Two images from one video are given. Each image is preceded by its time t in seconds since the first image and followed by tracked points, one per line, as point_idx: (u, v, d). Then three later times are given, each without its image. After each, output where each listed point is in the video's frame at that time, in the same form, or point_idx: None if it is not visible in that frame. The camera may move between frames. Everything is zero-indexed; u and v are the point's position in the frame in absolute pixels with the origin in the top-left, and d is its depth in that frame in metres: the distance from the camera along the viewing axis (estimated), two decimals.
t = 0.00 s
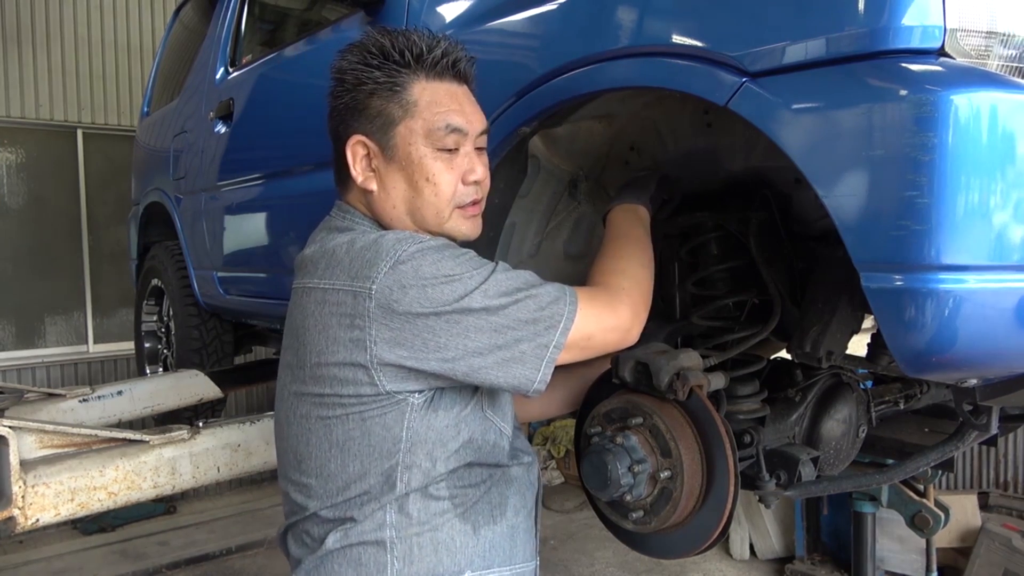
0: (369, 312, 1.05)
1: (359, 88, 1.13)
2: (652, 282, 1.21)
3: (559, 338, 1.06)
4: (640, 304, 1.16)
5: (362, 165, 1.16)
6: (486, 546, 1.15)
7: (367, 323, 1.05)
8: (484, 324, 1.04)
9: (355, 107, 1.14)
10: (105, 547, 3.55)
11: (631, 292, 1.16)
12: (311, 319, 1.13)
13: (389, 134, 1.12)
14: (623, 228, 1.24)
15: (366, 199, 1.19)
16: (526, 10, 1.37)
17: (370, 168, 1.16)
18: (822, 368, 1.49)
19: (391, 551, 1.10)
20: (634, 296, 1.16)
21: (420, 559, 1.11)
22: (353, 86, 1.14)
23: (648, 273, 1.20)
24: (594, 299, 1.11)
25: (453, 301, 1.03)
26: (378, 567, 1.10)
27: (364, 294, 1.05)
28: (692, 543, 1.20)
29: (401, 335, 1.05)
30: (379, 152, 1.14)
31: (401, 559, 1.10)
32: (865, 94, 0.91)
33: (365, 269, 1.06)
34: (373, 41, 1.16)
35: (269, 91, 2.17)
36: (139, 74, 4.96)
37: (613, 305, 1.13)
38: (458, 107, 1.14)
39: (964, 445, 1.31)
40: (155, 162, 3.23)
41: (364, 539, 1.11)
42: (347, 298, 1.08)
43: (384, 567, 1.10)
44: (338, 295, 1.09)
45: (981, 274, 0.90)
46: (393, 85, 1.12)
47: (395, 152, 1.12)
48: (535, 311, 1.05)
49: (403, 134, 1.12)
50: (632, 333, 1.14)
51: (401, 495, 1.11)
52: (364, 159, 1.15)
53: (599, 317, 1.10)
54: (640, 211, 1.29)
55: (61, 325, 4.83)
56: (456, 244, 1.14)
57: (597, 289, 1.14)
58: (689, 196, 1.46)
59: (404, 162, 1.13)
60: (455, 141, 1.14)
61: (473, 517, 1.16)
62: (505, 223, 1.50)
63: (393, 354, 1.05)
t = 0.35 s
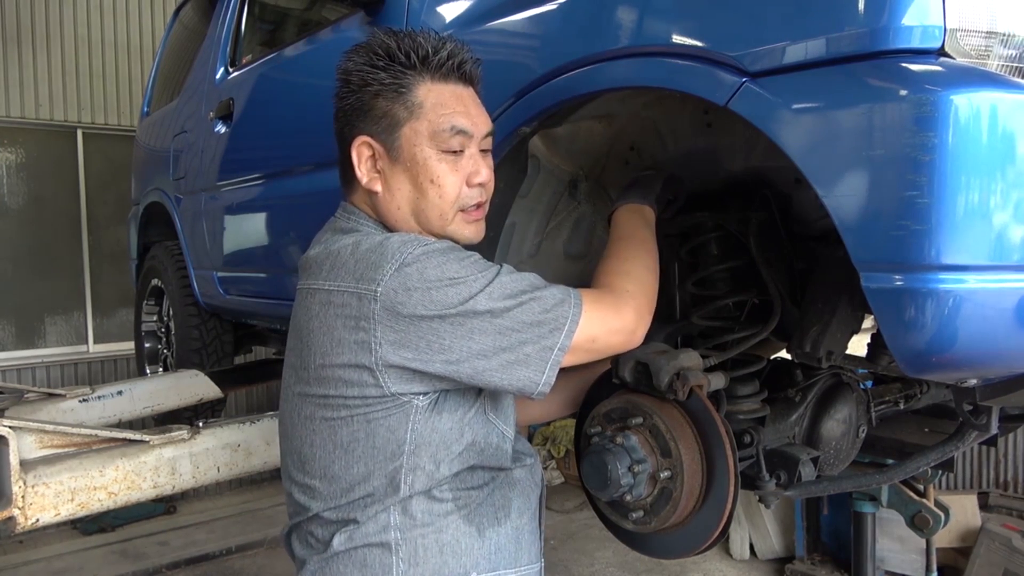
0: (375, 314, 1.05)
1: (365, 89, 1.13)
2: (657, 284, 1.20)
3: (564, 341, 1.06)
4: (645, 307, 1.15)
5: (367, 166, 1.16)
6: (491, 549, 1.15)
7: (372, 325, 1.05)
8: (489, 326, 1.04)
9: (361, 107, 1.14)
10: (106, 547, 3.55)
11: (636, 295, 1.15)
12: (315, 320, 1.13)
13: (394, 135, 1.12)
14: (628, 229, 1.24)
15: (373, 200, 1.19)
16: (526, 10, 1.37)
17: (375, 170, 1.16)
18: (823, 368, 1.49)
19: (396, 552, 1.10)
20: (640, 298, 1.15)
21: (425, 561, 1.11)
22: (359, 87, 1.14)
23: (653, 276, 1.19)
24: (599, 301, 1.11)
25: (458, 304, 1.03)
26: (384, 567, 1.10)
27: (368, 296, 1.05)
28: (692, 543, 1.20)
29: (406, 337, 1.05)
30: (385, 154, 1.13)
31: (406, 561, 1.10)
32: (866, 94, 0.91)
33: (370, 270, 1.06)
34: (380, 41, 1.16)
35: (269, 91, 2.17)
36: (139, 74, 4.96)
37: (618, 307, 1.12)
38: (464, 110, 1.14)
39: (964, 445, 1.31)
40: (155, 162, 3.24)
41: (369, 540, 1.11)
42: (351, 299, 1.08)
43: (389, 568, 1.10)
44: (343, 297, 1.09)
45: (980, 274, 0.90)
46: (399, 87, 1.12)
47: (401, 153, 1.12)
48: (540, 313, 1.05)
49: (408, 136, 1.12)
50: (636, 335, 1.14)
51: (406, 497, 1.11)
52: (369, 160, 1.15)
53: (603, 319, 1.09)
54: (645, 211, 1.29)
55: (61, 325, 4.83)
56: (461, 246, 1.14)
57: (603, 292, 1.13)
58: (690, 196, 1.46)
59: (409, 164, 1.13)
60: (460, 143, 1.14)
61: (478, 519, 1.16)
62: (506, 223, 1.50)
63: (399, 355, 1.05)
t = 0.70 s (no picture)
0: (375, 314, 1.05)
1: (365, 90, 1.13)
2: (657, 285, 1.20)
3: (563, 340, 1.06)
4: (645, 307, 1.15)
5: (367, 167, 1.16)
6: (492, 549, 1.15)
7: (373, 325, 1.06)
8: (489, 325, 1.04)
9: (360, 108, 1.14)
10: (105, 547, 3.55)
11: (636, 295, 1.15)
12: (315, 319, 1.13)
13: (394, 135, 1.12)
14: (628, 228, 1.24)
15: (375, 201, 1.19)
16: (526, 10, 1.37)
17: (375, 170, 1.16)
18: (823, 368, 1.49)
19: (398, 552, 1.10)
20: (640, 298, 1.15)
21: (426, 561, 1.11)
22: (359, 88, 1.14)
23: (654, 276, 1.19)
24: (599, 302, 1.10)
25: (457, 303, 1.03)
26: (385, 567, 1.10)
27: (368, 295, 1.05)
28: (692, 543, 1.20)
29: (406, 336, 1.05)
30: (385, 155, 1.14)
31: (407, 560, 1.10)
32: (865, 95, 0.91)
33: (370, 270, 1.06)
34: (380, 41, 1.16)
35: (269, 91, 2.17)
36: (139, 74, 4.96)
37: (618, 307, 1.12)
38: (464, 109, 1.14)
39: (964, 445, 1.31)
40: (155, 162, 3.24)
41: (370, 540, 1.11)
42: (351, 299, 1.08)
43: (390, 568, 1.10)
44: (343, 297, 1.09)
45: (980, 275, 0.90)
46: (399, 88, 1.12)
47: (400, 153, 1.13)
48: (539, 312, 1.05)
49: (407, 136, 1.12)
50: (636, 336, 1.14)
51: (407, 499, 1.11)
52: (369, 160, 1.15)
53: (604, 319, 1.09)
54: (646, 211, 1.29)
55: (61, 325, 4.83)
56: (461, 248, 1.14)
57: (602, 293, 1.13)
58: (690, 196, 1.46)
59: (409, 163, 1.13)
60: (460, 143, 1.14)
61: (479, 519, 1.16)
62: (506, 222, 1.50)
63: (399, 354, 1.05)
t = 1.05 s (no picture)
0: (370, 311, 1.05)
1: (368, 89, 1.13)
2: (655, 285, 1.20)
3: (559, 337, 1.06)
4: (642, 304, 1.15)
5: (366, 166, 1.15)
6: (492, 545, 1.15)
7: (367, 322, 1.06)
8: (484, 322, 1.04)
9: (362, 107, 1.14)
10: (105, 547, 3.55)
11: (633, 293, 1.15)
12: (310, 317, 1.13)
13: (395, 137, 1.12)
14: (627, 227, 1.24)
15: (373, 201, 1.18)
16: (526, 10, 1.37)
17: (373, 170, 1.15)
18: (823, 368, 1.49)
19: (396, 549, 1.10)
20: (636, 297, 1.15)
21: (425, 558, 1.11)
22: (362, 87, 1.14)
23: (652, 275, 1.19)
24: (595, 300, 1.11)
25: (452, 299, 1.03)
26: (384, 565, 1.10)
27: (363, 292, 1.05)
28: (692, 543, 1.20)
29: (401, 332, 1.05)
30: (385, 155, 1.13)
31: (406, 558, 1.10)
32: (865, 95, 0.91)
33: (365, 267, 1.06)
34: (385, 42, 1.16)
35: (269, 91, 2.17)
36: (139, 74, 4.96)
37: (615, 305, 1.12)
38: (466, 115, 1.14)
39: (964, 445, 1.31)
40: (155, 162, 3.24)
41: (368, 537, 1.11)
42: (346, 296, 1.08)
43: (389, 566, 1.10)
44: (338, 294, 1.09)
45: (980, 275, 0.90)
46: (403, 90, 1.12)
47: (401, 154, 1.13)
48: (535, 309, 1.05)
49: (409, 137, 1.12)
50: (633, 334, 1.14)
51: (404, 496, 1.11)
52: (369, 160, 1.15)
53: (600, 317, 1.09)
54: (646, 210, 1.29)
55: (61, 325, 4.82)
56: (459, 246, 1.14)
57: (599, 291, 1.13)
58: (689, 196, 1.46)
59: (408, 165, 1.13)
60: (459, 147, 1.14)
61: (478, 517, 1.15)
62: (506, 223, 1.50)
63: (394, 351, 1.05)
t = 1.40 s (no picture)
0: (369, 309, 1.05)
1: (366, 89, 1.13)
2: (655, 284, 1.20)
3: (558, 335, 1.06)
4: (641, 302, 1.15)
5: (364, 165, 1.15)
6: (491, 545, 1.16)
7: (366, 321, 1.06)
8: (483, 319, 1.04)
9: (360, 106, 1.13)
10: (105, 547, 3.55)
11: (633, 291, 1.14)
12: (309, 316, 1.13)
13: (394, 137, 1.12)
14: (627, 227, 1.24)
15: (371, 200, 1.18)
16: (526, 10, 1.37)
17: (372, 169, 1.15)
18: (823, 368, 1.49)
19: (397, 548, 1.10)
20: (636, 295, 1.14)
21: (424, 557, 1.11)
22: (360, 87, 1.14)
23: (652, 274, 1.19)
24: (595, 297, 1.10)
25: (451, 297, 1.03)
26: (383, 565, 1.10)
27: (362, 291, 1.06)
28: (692, 543, 1.21)
29: (400, 331, 1.05)
30: (383, 154, 1.13)
31: (405, 558, 1.10)
32: (865, 95, 0.91)
33: (363, 266, 1.06)
34: (382, 42, 1.16)
35: (269, 91, 2.17)
36: (139, 74, 4.95)
37: (614, 302, 1.12)
38: (464, 114, 1.14)
39: (964, 445, 1.33)
40: (155, 162, 3.24)
41: (368, 537, 1.11)
42: (345, 295, 1.08)
43: (389, 566, 1.10)
44: (337, 293, 1.09)
45: (980, 275, 0.90)
46: (400, 89, 1.12)
47: (398, 154, 1.13)
48: (534, 307, 1.05)
49: (406, 136, 1.12)
50: (633, 331, 1.14)
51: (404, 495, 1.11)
52: (366, 159, 1.15)
53: (600, 314, 1.09)
54: (647, 211, 1.28)
55: (61, 325, 4.83)
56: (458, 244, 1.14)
57: (598, 289, 1.12)
58: (689, 196, 1.46)
59: (407, 164, 1.13)
60: (457, 146, 1.14)
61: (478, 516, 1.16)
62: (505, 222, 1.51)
63: (393, 349, 1.05)
